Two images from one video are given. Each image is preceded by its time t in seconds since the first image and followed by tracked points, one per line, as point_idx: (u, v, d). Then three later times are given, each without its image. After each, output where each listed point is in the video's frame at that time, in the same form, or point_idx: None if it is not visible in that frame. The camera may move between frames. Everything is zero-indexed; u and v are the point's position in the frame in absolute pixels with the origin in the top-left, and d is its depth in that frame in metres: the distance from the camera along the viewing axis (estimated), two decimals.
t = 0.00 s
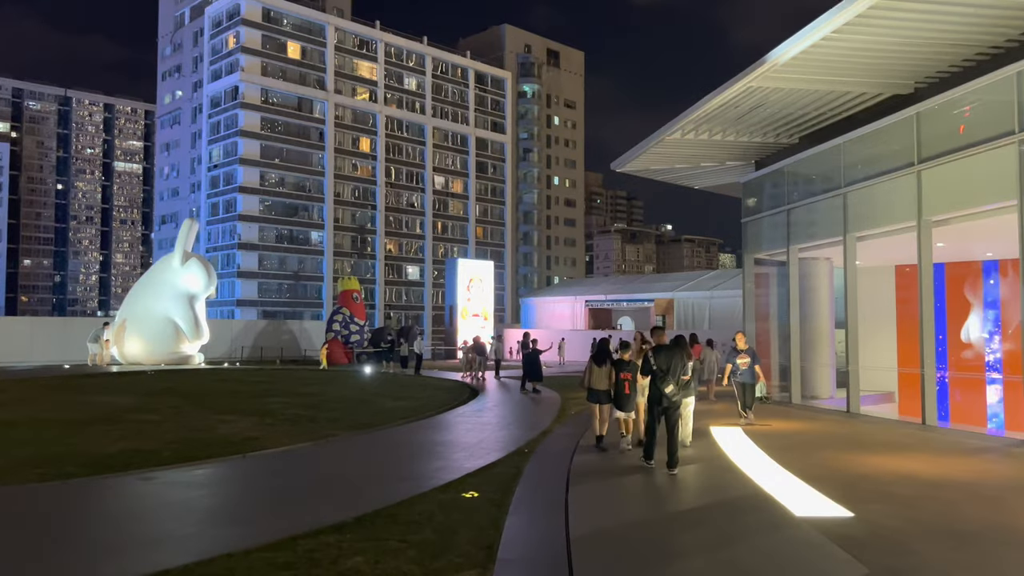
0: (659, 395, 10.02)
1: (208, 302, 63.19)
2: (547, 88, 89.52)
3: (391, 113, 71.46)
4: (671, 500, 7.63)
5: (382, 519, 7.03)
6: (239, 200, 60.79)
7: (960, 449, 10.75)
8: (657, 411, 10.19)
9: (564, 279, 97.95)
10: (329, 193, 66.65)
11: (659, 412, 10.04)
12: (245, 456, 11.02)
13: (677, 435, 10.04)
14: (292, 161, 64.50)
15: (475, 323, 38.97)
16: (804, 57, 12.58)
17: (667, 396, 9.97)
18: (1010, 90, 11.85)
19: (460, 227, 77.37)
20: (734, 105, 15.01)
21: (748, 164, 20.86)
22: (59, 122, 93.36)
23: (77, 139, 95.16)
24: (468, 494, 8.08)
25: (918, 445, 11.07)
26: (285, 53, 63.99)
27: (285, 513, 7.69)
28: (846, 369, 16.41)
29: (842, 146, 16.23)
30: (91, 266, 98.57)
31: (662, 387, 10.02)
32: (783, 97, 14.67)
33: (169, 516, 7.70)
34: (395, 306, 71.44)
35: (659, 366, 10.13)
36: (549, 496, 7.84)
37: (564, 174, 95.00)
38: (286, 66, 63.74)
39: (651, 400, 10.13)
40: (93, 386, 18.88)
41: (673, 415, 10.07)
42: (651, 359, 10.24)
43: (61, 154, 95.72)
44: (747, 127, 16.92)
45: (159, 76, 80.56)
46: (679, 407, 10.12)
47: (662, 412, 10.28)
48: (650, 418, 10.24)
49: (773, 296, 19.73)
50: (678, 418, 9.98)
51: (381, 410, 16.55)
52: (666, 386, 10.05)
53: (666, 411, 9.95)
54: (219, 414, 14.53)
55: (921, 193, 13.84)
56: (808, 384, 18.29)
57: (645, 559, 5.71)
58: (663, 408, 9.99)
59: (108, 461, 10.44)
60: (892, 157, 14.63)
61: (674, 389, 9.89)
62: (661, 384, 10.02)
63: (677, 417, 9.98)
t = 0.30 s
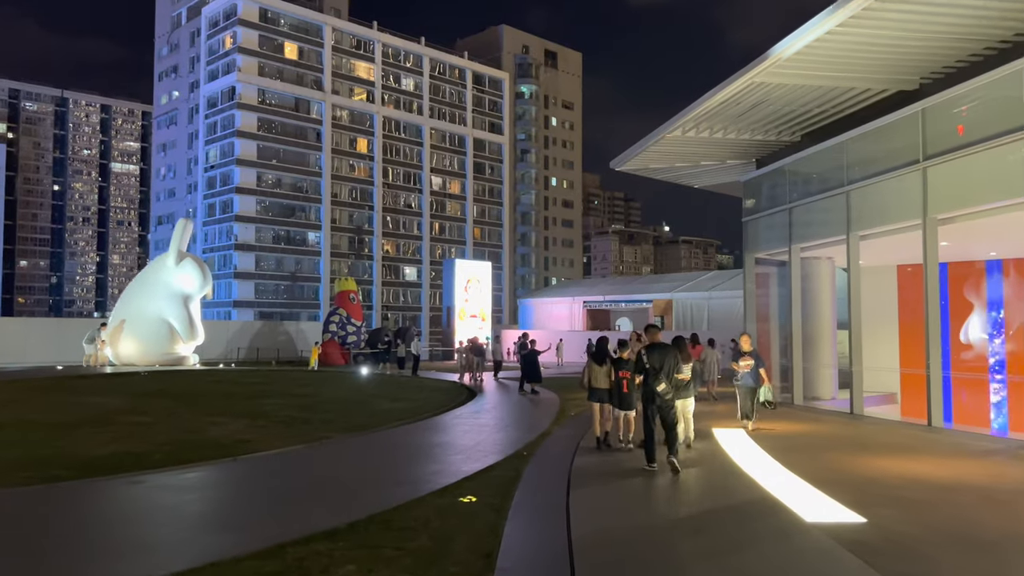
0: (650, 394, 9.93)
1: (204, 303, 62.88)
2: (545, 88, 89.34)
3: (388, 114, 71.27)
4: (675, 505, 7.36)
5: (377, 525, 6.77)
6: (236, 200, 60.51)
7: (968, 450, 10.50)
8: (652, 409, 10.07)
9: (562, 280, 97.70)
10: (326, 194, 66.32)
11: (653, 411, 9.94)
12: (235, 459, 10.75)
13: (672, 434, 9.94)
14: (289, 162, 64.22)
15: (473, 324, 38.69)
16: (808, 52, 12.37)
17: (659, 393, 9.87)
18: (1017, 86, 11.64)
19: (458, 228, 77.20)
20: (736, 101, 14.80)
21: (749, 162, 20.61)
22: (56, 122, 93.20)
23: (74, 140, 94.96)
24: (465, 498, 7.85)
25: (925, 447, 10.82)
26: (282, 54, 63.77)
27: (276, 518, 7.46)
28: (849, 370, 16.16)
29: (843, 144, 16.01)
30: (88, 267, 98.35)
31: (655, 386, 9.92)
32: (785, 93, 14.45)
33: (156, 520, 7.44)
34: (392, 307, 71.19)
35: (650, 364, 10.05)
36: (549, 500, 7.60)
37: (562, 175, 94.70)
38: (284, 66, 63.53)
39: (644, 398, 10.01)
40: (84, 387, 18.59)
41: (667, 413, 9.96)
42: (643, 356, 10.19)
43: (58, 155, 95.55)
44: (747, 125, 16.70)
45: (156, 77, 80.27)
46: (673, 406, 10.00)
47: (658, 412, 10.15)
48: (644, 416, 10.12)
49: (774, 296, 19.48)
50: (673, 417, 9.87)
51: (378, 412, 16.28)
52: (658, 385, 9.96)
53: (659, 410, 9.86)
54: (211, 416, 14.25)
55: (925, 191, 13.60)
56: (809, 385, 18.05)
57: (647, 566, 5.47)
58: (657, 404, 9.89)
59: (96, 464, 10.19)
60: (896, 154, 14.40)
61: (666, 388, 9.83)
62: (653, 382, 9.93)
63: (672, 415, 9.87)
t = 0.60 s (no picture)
0: (650, 399, 9.60)
1: (201, 305, 62.52)
2: (543, 90, 89.17)
3: (386, 115, 70.92)
4: (682, 516, 7.09)
5: (371, 538, 6.50)
6: (232, 202, 60.17)
7: (979, 456, 10.24)
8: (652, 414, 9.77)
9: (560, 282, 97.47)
10: (323, 195, 66.01)
11: (651, 414, 9.65)
12: (227, 465, 10.46)
13: (671, 437, 9.68)
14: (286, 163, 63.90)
15: (471, 326, 38.39)
16: (815, 48, 12.11)
17: (657, 398, 9.55)
18: None
19: (456, 230, 76.94)
20: (738, 100, 14.54)
21: (750, 162, 20.36)
22: (53, 124, 92.83)
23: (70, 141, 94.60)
24: (463, 508, 7.59)
25: (935, 452, 10.55)
26: (280, 55, 63.49)
27: (268, 529, 7.19)
28: (853, 373, 15.94)
29: (847, 143, 15.76)
30: (84, 269, 97.94)
31: (654, 387, 9.66)
32: (789, 92, 14.21)
33: (143, 531, 7.15)
34: (390, 309, 70.91)
35: (651, 368, 9.72)
36: (551, 510, 7.34)
37: (560, 177, 94.51)
38: (281, 67, 63.23)
39: (642, 401, 9.73)
40: (76, 391, 18.28)
41: (667, 416, 9.68)
42: (643, 360, 9.87)
43: (55, 156, 95.21)
44: (749, 125, 16.46)
45: (153, 78, 79.93)
46: (672, 409, 9.73)
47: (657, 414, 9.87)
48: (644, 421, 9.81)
49: (775, 298, 19.30)
50: (671, 419, 9.60)
51: (374, 416, 15.98)
52: (658, 389, 9.66)
53: (657, 412, 9.60)
54: (204, 421, 13.95)
55: (931, 191, 13.37)
56: (813, 388, 17.76)
57: None
58: (654, 410, 9.56)
59: (84, 471, 9.89)
60: (902, 153, 14.16)
61: (664, 390, 9.57)
62: (653, 386, 9.61)
63: (671, 420, 9.58)
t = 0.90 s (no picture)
0: (650, 402, 9.32)
1: (199, 307, 62.14)
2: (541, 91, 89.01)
3: (383, 116, 70.62)
4: (683, 522, 6.86)
5: (361, 547, 6.25)
6: (229, 203, 59.86)
7: (986, 460, 10.01)
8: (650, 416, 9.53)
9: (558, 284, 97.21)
10: (320, 196, 65.76)
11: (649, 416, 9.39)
12: (216, 470, 10.19)
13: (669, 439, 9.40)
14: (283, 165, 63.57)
15: (469, 327, 38.04)
16: (817, 44, 11.89)
17: (657, 401, 9.28)
18: None
19: (453, 231, 76.68)
20: (740, 97, 14.31)
21: (751, 162, 20.12)
22: (50, 125, 92.49)
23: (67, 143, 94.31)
24: (457, 515, 7.34)
25: (941, 456, 10.29)
26: (277, 56, 63.26)
27: (254, 537, 6.93)
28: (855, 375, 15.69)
29: (850, 141, 15.52)
30: (81, 271, 97.58)
31: (654, 391, 9.36)
32: (791, 89, 13.98)
33: (125, 539, 6.90)
34: (388, 310, 70.64)
35: (652, 370, 9.47)
36: (547, 517, 7.09)
37: (558, 178, 94.29)
38: (278, 68, 62.95)
39: (641, 403, 9.45)
40: (66, 393, 17.97)
41: (666, 418, 9.43)
42: (644, 362, 9.62)
43: (52, 158, 94.89)
44: (750, 122, 16.22)
45: (150, 79, 79.60)
46: (671, 413, 9.46)
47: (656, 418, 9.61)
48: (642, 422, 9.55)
49: (775, 300, 19.09)
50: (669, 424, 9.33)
51: (369, 419, 15.68)
52: (658, 392, 9.39)
53: (655, 415, 9.31)
54: (195, 424, 13.65)
55: (936, 189, 13.13)
56: (814, 391, 17.50)
57: None
58: (653, 413, 9.29)
59: (67, 476, 9.63)
60: (905, 152, 13.95)
61: (665, 392, 9.30)
62: (654, 389, 9.33)
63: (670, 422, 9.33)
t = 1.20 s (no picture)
0: (653, 406, 9.11)
1: (195, 310, 61.77)
2: (540, 93, 88.70)
3: (380, 118, 70.32)
4: (684, 535, 6.57)
5: (348, 563, 5.96)
6: (226, 205, 59.60)
7: (993, 467, 9.74)
8: (653, 421, 9.30)
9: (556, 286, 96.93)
10: (317, 198, 65.51)
11: (653, 421, 9.18)
12: (202, 478, 9.89)
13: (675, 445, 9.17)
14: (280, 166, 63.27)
15: (466, 329, 37.67)
16: (820, 41, 11.62)
17: (661, 404, 9.08)
18: None
19: (451, 233, 76.41)
20: (740, 96, 14.04)
21: (751, 162, 19.83)
22: (47, 127, 92.33)
23: (65, 145, 94.10)
24: (449, 528, 7.06)
25: (947, 463, 10.02)
26: (274, 57, 63.00)
27: (236, 550, 6.64)
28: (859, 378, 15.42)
29: (852, 141, 15.25)
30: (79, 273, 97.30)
31: (658, 395, 9.14)
32: (792, 87, 13.73)
33: (101, 554, 6.60)
34: (385, 313, 70.37)
35: (655, 373, 9.26)
36: (543, 529, 6.81)
37: (556, 180, 94.01)
38: (275, 69, 62.66)
39: (644, 407, 9.26)
40: (55, 397, 17.67)
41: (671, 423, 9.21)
42: (646, 364, 9.42)
43: (49, 160, 94.68)
44: (750, 122, 15.95)
45: (146, 80, 79.24)
46: (676, 417, 9.24)
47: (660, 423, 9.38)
48: (643, 428, 9.32)
49: (776, 303, 18.80)
50: (676, 428, 9.09)
51: (363, 424, 15.37)
52: (661, 396, 9.15)
53: (660, 419, 9.10)
54: (182, 430, 13.32)
55: (941, 189, 12.85)
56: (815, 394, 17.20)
57: None
58: (659, 417, 9.09)
59: (47, 485, 9.34)
60: (908, 152, 13.69)
61: (669, 397, 9.07)
62: (657, 392, 9.11)
63: (674, 428, 9.08)
